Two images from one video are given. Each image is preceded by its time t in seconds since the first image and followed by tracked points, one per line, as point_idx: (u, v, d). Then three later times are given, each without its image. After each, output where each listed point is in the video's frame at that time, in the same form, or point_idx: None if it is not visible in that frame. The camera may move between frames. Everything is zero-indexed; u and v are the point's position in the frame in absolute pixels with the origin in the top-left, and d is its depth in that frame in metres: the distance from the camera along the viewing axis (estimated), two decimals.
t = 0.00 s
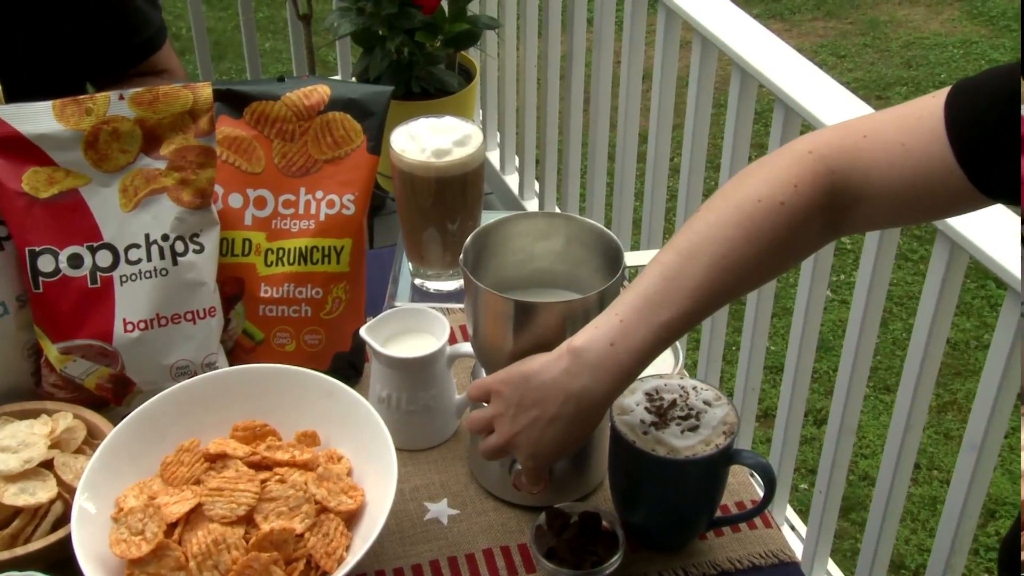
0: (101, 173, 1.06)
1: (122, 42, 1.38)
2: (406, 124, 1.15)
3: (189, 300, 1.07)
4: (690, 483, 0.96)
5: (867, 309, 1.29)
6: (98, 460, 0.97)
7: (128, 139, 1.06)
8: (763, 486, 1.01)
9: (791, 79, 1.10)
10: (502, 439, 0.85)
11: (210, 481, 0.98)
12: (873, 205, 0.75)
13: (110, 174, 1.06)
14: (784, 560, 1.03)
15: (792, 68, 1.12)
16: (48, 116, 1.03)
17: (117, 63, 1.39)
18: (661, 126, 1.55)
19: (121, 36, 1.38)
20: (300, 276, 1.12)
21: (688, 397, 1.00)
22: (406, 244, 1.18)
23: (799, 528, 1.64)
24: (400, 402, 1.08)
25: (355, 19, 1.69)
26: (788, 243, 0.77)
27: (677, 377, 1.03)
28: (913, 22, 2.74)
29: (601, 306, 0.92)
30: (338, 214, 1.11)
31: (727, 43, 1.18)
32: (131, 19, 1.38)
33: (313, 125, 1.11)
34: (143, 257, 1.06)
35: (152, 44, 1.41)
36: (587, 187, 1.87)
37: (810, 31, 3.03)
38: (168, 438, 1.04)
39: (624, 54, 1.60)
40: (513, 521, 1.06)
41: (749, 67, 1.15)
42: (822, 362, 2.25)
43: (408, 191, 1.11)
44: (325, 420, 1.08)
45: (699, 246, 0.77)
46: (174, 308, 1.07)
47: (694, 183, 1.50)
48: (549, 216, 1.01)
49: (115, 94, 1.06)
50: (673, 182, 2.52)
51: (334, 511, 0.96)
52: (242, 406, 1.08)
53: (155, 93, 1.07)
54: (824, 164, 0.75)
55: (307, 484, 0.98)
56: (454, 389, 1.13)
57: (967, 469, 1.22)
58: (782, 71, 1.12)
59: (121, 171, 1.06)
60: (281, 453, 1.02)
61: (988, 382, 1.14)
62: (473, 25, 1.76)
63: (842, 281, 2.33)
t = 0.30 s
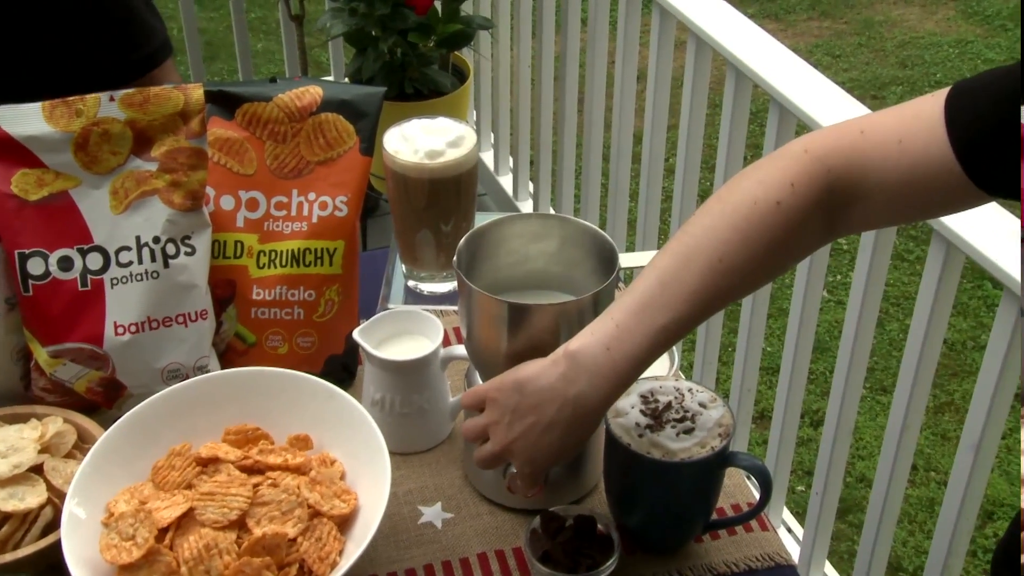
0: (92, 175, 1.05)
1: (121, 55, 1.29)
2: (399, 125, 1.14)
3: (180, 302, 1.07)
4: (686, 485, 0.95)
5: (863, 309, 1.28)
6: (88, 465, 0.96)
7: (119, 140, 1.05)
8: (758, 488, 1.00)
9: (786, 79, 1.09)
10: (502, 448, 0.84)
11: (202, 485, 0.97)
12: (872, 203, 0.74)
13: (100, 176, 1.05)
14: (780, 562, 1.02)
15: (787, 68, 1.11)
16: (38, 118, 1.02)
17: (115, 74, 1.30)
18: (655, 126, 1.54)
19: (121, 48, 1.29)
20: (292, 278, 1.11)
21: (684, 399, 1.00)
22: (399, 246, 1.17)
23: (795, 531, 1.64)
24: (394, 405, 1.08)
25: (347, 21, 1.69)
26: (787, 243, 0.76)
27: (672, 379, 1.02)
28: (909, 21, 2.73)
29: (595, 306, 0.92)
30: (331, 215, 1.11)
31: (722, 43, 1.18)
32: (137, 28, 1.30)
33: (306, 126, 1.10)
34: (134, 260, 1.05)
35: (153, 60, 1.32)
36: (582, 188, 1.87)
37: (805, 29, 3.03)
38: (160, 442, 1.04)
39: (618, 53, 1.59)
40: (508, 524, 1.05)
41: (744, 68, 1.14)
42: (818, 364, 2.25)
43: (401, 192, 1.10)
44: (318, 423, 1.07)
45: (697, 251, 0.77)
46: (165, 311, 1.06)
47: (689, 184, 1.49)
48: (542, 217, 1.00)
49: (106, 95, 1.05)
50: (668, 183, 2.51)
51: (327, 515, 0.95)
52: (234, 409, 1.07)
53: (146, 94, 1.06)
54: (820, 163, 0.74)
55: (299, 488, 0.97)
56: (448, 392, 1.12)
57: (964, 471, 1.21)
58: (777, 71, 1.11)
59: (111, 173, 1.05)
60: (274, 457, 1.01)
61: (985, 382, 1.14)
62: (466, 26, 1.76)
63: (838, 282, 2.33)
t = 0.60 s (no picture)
0: (67, 173, 1.00)
1: (88, 40, 1.20)
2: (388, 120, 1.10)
3: (160, 305, 1.02)
4: (687, 494, 0.92)
5: (871, 309, 1.24)
6: (64, 475, 0.92)
7: (96, 136, 1.01)
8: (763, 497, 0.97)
9: (790, 71, 1.06)
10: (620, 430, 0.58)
11: (183, 495, 0.93)
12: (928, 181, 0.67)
13: (76, 174, 1.01)
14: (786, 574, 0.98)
15: (791, 59, 1.07)
16: (10, 112, 0.98)
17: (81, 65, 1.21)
18: (655, 120, 1.49)
19: (88, 31, 1.19)
20: (277, 279, 1.06)
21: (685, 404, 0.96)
22: (389, 245, 1.13)
23: (802, 540, 1.59)
24: (383, 411, 1.03)
25: (334, 10, 1.62)
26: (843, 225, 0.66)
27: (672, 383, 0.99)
28: (917, 13, 2.69)
29: (592, 308, 0.88)
30: (318, 214, 1.06)
31: (723, 34, 1.14)
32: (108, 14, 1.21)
33: (291, 121, 1.05)
34: (112, 261, 1.01)
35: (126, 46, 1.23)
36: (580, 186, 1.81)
37: (811, 21, 2.98)
38: (140, 451, 0.99)
39: (615, 45, 1.53)
40: (502, 535, 1.01)
41: (745, 59, 1.10)
42: (824, 366, 2.20)
43: (390, 190, 1.06)
44: (304, 430, 1.02)
45: (767, 230, 0.63)
46: (145, 314, 1.02)
47: (689, 179, 1.45)
48: (537, 215, 0.96)
49: (81, 89, 1.00)
50: (668, 180, 2.47)
51: (313, 525, 0.91)
52: (217, 415, 1.03)
53: (124, 87, 1.01)
54: (868, 146, 0.65)
55: (285, 498, 0.93)
56: (439, 397, 1.07)
57: (978, 477, 1.17)
58: (781, 62, 1.07)
59: (88, 171, 1.01)
60: (259, 466, 0.97)
61: (999, 385, 1.10)
62: (457, 16, 1.71)
63: (845, 282, 2.28)
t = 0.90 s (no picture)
0: (45, 172, 0.96)
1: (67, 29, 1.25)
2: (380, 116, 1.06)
3: (142, 309, 0.98)
4: (688, 506, 0.87)
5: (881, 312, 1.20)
6: (42, 485, 0.88)
7: (75, 134, 0.97)
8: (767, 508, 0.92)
9: (796, 65, 1.02)
10: None
11: (166, 506, 0.89)
12: None
13: (54, 173, 0.97)
14: None
15: (797, 53, 1.04)
16: None
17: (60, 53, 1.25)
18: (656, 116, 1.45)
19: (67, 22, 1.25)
20: (264, 282, 1.02)
21: (686, 411, 0.92)
22: (380, 247, 1.08)
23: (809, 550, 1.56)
24: (375, 419, 0.99)
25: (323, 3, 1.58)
26: None
27: (673, 389, 0.94)
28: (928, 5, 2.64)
29: (591, 310, 0.85)
30: (306, 214, 1.02)
31: (726, 26, 1.10)
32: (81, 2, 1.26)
33: (277, 118, 1.01)
34: (92, 262, 0.97)
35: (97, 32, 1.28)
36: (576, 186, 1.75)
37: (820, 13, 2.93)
38: (122, 461, 0.95)
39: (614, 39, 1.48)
40: (498, 547, 0.97)
41: (748, 52, 1.07)
42: (833, 371, 2.15)
43: (381, 190, 1.02)
44: (292, 438, 0.98)
45: None
46: (126, 318, 0.98)
47: (692, 175, 1.40)
48: (534, 216, 0.92)
49: (59, 85, 0.97)
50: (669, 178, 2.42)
51: (302, 538, 0.87)
52: (201, 422, 0.98)
53: (104, 83, 0.98)
54: None
55: (272, 509, 0.89)
56: (433, 403, 1.04)
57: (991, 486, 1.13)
58: (786, 55, 1.04)
59: (66, 169, 0.97)
60: (245, 475, 0.93)
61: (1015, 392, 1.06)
62: (451, 9, 1.63)
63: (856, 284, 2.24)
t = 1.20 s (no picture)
0: (20, 169, 0.92)
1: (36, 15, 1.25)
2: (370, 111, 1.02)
3: (123, 312, 0.94)
4: (690, 517, 0.83)
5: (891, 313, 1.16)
6: (16, 496, 0.84)
7: (51, 129, 0.93)
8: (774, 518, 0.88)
9: (802, 56, 0.98)
10: None
11: (148, 518, 0.85)
12: None
13: (30, 170, 0.92)
14: None
15: (806, 44, 1.00)
16: None
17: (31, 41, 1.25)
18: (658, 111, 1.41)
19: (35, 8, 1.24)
20: (250, 284, 0.98)
21: (689, 418, 0.88)
22: (370, 247, 1.04)
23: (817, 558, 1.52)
24: (365, 426, 0.95)
25: None
26: None
27: (676, 395, 0.91)
28: None
29: (589, 312, 0.81)
30: (293, 213, 0.98)
31: (729, 16, 1.06)
32: None
33: (264, 113, 0.97)
34: (70, 264, 0.93)
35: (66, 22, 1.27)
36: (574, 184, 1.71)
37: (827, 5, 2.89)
38: (102, 471, 0.91)
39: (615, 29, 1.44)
40: (494, 560, 0.93)
41: (753, 43, 1.03)
42: (842, 375, 2.11)
43: (372, 188, 0.98)
44: (279, 445, 0.94)
45: None
46: (106, 321, 0.94)
47: (695, 170, 1.36)
48: (531, 214, 0.88)
49: (35, 78, 0.93)
50: (672, 176, 2.38)
51: (289, 549, 0.83)
52: (184, 430, 0.94)
53: (82, 77, 0.94)
54: None
55: (259, 519, 0.84)
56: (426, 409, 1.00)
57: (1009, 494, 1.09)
58: (792, 47, 1.00)
59: (43, 166, 0.93)
60: (230, 485, 0.89)
61: None
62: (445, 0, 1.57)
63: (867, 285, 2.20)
